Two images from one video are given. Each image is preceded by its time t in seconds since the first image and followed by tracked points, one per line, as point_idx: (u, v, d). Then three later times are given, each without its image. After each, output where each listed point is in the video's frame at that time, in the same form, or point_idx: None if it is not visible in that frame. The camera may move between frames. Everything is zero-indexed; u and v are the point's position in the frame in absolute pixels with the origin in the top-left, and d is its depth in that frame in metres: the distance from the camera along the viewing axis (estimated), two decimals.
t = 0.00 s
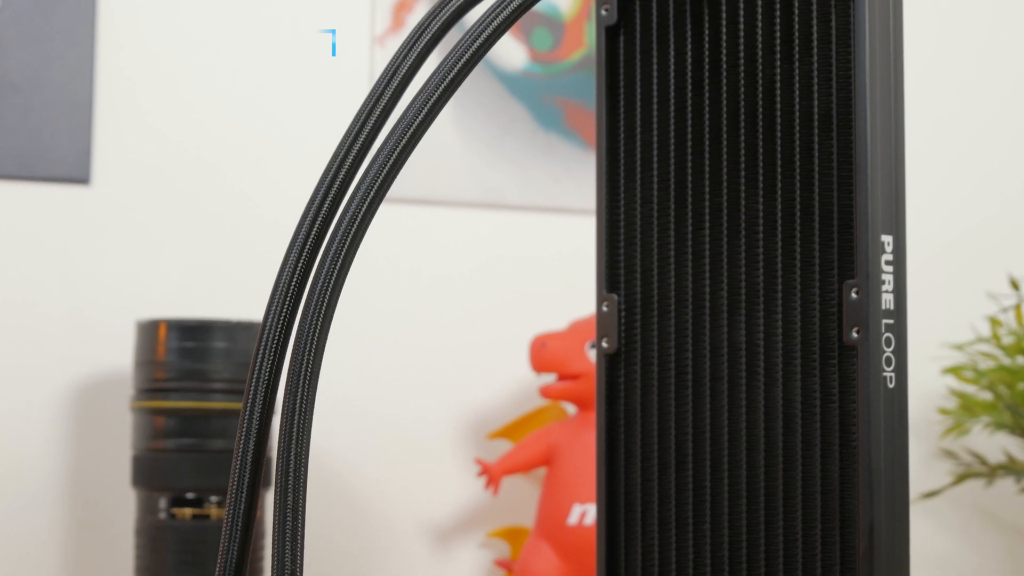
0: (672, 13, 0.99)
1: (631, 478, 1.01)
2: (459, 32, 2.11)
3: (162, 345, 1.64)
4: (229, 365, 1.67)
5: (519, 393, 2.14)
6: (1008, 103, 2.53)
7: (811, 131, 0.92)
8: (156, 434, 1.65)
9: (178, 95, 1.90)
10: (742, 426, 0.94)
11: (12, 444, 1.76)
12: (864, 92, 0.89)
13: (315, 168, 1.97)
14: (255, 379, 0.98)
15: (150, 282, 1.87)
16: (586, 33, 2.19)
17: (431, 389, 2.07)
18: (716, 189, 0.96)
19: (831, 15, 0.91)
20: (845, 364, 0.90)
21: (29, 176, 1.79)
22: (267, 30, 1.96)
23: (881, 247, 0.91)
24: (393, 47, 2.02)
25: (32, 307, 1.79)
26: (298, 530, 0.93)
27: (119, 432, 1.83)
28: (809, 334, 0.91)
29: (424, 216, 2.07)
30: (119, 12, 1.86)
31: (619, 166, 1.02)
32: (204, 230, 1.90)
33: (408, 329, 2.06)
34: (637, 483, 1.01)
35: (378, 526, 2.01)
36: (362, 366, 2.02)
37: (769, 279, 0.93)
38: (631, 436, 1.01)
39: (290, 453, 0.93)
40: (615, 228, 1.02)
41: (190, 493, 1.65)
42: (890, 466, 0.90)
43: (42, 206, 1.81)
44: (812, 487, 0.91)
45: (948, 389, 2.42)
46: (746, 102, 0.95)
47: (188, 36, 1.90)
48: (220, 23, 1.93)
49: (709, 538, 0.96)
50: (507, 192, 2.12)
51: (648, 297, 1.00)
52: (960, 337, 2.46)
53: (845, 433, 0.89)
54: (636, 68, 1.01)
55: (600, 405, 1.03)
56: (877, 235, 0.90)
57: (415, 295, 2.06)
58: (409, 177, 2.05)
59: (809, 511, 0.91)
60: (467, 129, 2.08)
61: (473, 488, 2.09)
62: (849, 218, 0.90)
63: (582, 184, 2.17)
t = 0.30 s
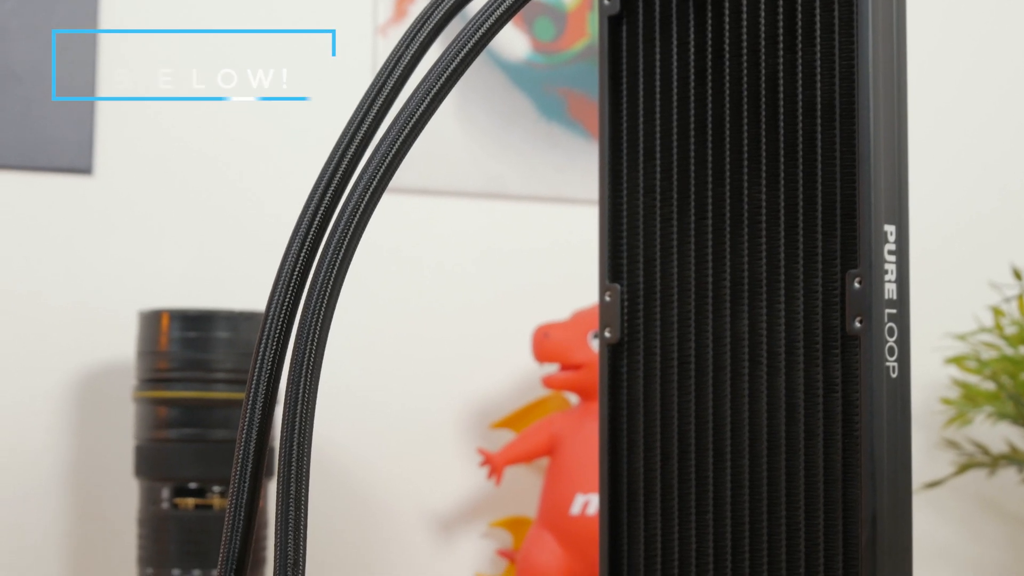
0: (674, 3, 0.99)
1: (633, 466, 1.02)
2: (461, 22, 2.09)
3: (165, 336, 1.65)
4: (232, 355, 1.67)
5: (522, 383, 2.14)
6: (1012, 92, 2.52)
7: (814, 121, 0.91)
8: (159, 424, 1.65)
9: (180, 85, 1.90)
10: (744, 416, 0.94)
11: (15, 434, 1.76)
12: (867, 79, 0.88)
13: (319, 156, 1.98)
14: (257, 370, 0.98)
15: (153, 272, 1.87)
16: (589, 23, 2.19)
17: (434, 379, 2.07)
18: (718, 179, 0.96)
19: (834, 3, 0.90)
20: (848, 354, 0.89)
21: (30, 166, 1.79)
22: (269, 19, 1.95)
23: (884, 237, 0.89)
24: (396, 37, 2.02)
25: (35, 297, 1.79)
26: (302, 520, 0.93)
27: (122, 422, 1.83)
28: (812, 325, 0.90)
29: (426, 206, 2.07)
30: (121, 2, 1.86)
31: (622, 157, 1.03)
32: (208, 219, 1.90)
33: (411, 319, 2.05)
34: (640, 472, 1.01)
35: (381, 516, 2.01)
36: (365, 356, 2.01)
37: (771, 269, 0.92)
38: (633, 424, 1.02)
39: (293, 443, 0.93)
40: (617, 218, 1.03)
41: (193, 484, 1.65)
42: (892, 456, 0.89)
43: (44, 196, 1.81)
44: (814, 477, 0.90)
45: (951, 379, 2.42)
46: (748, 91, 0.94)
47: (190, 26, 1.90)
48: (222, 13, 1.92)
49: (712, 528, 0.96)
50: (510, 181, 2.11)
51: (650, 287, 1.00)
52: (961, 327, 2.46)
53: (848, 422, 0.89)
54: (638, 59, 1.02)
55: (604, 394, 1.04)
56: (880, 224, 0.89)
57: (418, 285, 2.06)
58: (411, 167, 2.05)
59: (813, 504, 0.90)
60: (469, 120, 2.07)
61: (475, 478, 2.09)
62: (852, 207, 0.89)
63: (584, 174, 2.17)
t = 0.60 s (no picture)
0: None
1: (636, 456, 1.02)
2: (464, 10, 2.09)
3: (168, 326, 1.65)
4: (234, 345, 1.67)
5: (525, 372, 2.14)
6: (1013, 78, 2.50)
7: (817, 111, 0.90)
8: (162, 414, 1.65)
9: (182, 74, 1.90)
10: (749, 406, 0.94)
11: (19, 423, 1.76)
12: (870, 70, 0.88)
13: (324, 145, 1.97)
14: (260, 360, 0.98)
15: (156, 261, 1.87)
16: (592, 13, 2.18)
17: (438, 368, 2.07)
18: (722, 169, 0.96)
19: None
20: (852, 344, 0.88)
21: (34, 156, 1.80)
22: (272, 8, 1.95)
23: (887, 227, 0.89)
24: (399, 27, 2.01)
25: (38, 286, 1.79)
26: (304, 509, 0.93)
27: (125, 410, 1.83)
28: (815, 314, 0.90)
29: (430, 195, 2.07)
30: None
31: (625, 146, 1.03)
32: (211, 208, 1.90)
33: (415, 308, 2.05)
34: (643, 462, 1.01)
35: (384, 505, 2.01)
36: (368, 345, 2.01)
37: (775, 258, 0.92)
38: (636, 414, 1.02)
39: (296, 432, 0.93)
40: (620, 208, 1.03)
41: (196, 474, 1.65)
42: (896, 447, 0.89)
43: (48, 184, 1.80)
44: (818, 468, 0.90)
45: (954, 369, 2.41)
46: (752, 81, 0.94)
47: (193, 14, 1.91)
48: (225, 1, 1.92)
49: (715, 519, 0.96)
50: (513, 170, 2.11)
51: (653, 276, 1.00)
52: (963, 316, 2.45)
53: (851, 411, 0.88)
54: (641, 50, 1.02)
55: (606, 383, 1.04)
56: (884, 214, 0.88)
57: (421, 274, 2.06)
58: (415, 156, 2.04)
59: (816, 493, 0.90)
60: (472, 109, 2.07)
61: (478, 467, 2.09)
62: (855, 198, 0.88)
63: (587, 164, 2.17)
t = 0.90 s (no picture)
0: None
1: (640, 447, 1.02)
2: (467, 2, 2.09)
3: (172, 316, 1.65)
4: (238, 336, 1.67)
5: (528, 364, 2.14)
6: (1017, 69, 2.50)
7: (821, 102, 0.91)
8: (165, 405, 1.66)
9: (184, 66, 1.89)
10: (752, 396, 0.94)
11: (22, 415, 1.77)
12: (875, 61, 0.89)
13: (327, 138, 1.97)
14: (264, 351, 0.98)
15: (159, 253, 1.87)
16: (596, 3, 2.17)
17: (441, 360, 2.07)
18: (725, 159, 0.95)
19: None
20: (855, 335, 0.88)
21: (37, 146, 1.79)
22: None
23: (891, 218, 0.89)
24: (402, 18, 1.99)
25: (40, 277, 1.79)
26: (308, 499, 0.92)
27: (128, 402, 1.83)
28: (818, 304, 0.90)
29: (432, 187, 2.07)
30: None
31: (628, 138, 1.03)
32: (214, 199, 1.90)
33: (418, 300, 2.06)
34: (647, 453, 1.01)
35: (386, 496, 2.02)
36: (369, 337, 2.02)
37: (779, 249, 0.92)
38: (639, 404, 1.02)
39: (300, 422, 0.94)
40: (624, 199, 1.03)
41: (200, 464, 1.66)
42: (901, 439, 0.89)
43: (50, 176, 1.81)
44: (821, 459, 0.90)
45: (957, 360, 2.41)
46: (755, 71, 0.94)
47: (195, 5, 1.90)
48: None
49: (718, 510, 0.95)
50: (517, 161, 2.11)
51: (657, 266, 1.00)
52: (966, 308, 2.45)
53: (854, 401, 0.88)
54: (645, 42, 1.01)
55: (611, 370, 1.03)
56: (887, 206, 0.89)
57: (424, 266, 2.06)
58: (418, 148, 2.04)
59: (818, 481, 0.90)
60: (477, 100, 2.07)
61: (482, 458, 2.09)
62: (859, 187, 0.89)
63: (591, 155, 2.16)
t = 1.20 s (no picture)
0: None
1: (642, 441, 0.99)
2: None
3: (174, 307, 1.65)
4: (242, 326, 1.67)
5: (531, 355, 2.13)
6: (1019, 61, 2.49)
7: (824, 92, 0.90)
8: (168, 395, 1.66)
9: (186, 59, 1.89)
10: (755, 387, 0.93)
11: (23, 407, 1.77)
12: (878, 52, 0.89)
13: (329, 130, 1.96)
14: (267, 342, 0.99)
15: (161, 245, 1.87)
16: None
17: (443, 352, 2.07)
18: (728, 150, 0.94)
19: None
20: (858, 326, 0.89)
21: (39, 137, 1.79)
22: None
23: (895, 208, 0.90)
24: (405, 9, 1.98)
25: (41, 270, 1.79)
26: (311, 490, 0.92)
27: (130, 395, 1.83)
28: (821, 295, 0.90)
29: (435, 178, 2.07)
30: None
31: (631, 128, 1.00)
32: (215, 192, 1.90)
33: (421, 292, 2.06)
34: (649, 443, 0.98)
35: (389, 487, 2.02)
36: (371, 329, 2.02)
37: (782, 239, 0.91)
38: (643, 394, 0.99)
39: (303, 413, 0.93)
40: (627, 189, 1.00)
41: (203, 455, 1.66)
42: (905, 430, 0.89)
43: (52, 168, 1.80)
44: (825, 450, 0.90)
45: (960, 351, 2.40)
46: (759, 61, 0.93)
47: None
48: None
49: (721, 503, 0.94)
50: (520, 153, 2.10)
51: (660, 258, 0.98)
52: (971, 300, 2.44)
53: (858, 391, 0.88)
54: (648, 33, 0.99)
55: (613, 364, 1.00)
56: (890, 196, 0.89)
57: (426, 258, 2.06)
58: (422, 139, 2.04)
59: (822, 472, 0.89)
60: (480, 91, 2.07)
61: (485, 449, 2.09)
62: (862, 178, 0.89)
63: (594, 146, 2.16)
